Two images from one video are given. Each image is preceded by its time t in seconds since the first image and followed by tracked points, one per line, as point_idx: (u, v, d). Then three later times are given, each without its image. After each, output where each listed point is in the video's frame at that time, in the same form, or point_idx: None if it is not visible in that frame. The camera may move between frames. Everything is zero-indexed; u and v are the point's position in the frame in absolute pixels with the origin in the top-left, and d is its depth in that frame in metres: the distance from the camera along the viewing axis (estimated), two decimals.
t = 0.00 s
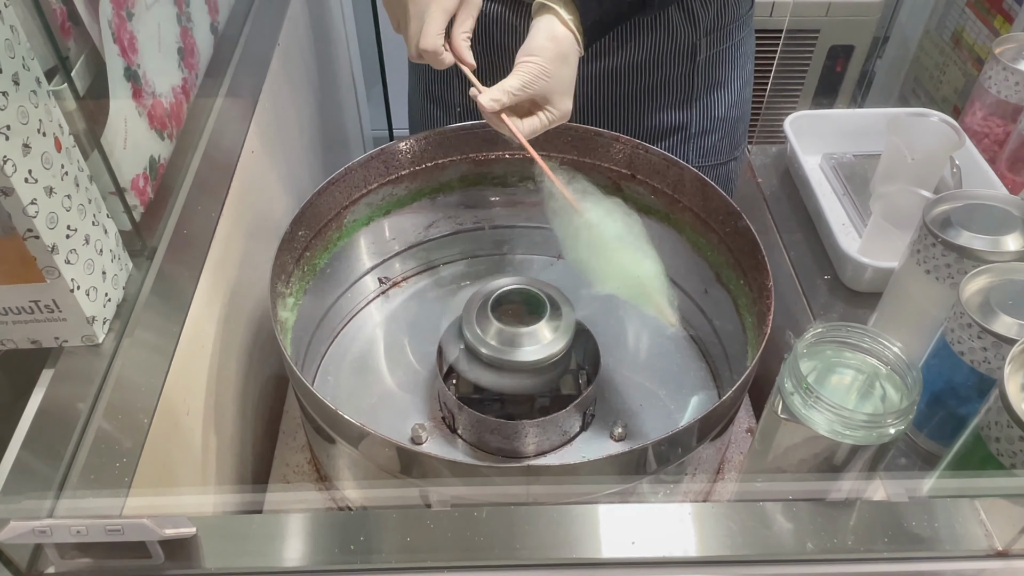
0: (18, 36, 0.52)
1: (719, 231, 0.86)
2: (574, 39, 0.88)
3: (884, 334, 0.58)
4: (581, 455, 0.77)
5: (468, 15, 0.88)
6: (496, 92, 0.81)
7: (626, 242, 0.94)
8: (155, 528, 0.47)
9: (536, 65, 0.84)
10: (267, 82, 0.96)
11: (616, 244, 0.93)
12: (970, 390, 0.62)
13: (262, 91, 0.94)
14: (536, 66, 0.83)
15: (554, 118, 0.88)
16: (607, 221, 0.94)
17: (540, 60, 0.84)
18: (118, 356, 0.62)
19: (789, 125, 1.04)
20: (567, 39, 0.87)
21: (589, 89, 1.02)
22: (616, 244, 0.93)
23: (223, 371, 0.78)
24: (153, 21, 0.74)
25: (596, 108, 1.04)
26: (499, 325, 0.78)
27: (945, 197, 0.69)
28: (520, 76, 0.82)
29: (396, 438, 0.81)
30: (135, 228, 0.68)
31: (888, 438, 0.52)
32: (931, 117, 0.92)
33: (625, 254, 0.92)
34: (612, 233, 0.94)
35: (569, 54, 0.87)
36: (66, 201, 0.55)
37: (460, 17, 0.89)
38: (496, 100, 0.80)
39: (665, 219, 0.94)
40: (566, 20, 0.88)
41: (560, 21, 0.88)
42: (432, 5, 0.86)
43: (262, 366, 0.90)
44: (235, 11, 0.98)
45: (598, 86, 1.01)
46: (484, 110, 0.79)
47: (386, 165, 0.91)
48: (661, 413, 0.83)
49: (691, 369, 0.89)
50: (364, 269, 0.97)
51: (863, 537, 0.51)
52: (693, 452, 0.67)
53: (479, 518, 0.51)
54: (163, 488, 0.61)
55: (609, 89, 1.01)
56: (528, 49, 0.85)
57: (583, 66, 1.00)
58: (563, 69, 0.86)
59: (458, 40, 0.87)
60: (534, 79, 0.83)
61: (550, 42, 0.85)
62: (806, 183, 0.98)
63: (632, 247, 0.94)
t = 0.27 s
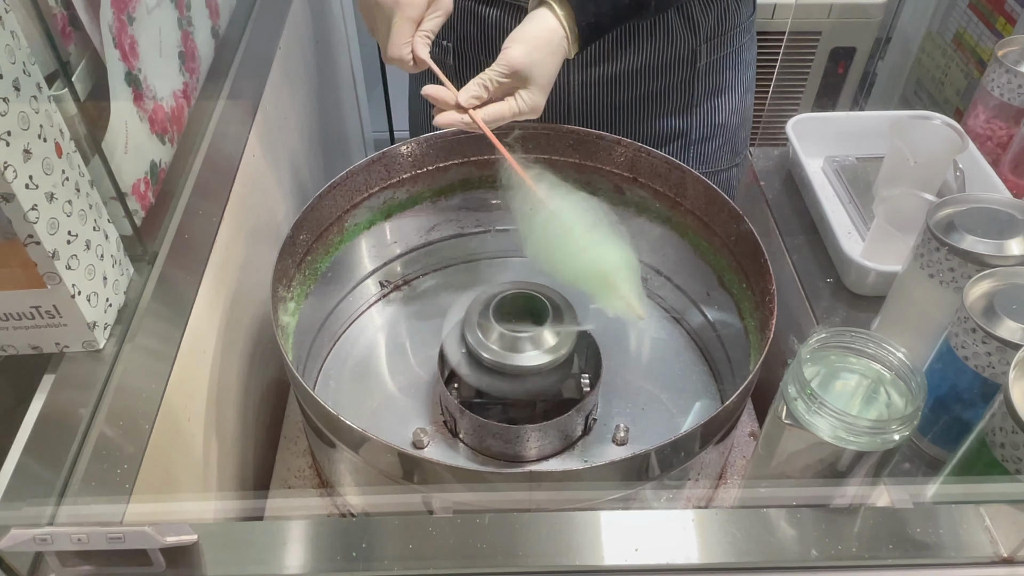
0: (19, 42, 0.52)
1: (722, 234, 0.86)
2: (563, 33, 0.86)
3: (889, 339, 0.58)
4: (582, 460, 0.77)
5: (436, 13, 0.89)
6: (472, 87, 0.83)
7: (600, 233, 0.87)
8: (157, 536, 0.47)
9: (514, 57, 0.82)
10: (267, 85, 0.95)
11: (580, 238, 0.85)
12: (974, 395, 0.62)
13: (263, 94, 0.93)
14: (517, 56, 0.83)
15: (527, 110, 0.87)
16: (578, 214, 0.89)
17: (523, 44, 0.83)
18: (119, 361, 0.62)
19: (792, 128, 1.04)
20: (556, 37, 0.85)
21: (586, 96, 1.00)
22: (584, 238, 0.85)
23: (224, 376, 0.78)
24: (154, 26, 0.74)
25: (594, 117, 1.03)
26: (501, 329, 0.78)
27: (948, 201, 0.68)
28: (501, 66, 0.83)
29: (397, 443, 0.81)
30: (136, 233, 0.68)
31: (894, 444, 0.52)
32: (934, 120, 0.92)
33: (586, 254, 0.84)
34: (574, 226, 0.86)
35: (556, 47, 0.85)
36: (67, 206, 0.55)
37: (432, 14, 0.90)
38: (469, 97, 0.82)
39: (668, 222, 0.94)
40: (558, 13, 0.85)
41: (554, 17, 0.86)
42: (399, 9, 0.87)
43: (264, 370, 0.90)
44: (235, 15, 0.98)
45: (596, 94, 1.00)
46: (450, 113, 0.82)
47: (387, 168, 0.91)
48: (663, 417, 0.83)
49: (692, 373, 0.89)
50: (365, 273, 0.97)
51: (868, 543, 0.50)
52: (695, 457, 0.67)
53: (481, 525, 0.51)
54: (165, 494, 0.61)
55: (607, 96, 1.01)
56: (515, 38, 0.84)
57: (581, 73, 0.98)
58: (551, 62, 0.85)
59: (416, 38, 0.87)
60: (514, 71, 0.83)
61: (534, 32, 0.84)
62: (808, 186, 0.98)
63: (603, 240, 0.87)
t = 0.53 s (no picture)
0: (16, 44, 0.51)
1: (723, 237, 0.85)
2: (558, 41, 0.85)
3: (893, 344, 0.57)
4: (583, 464, 0.77)
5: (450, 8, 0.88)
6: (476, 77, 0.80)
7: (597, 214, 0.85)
8: (155, 543, 0.46)
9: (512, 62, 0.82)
10: (267, 86, 0.95)
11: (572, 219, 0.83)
12: (978, 399, 0.61)
13: (262, 96, 0.93)
14: (514, 62, 0.82)
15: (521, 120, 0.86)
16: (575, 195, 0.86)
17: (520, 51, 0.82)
18: (117, 365, 0.61)
19: (794, 129, 1.04)
20: (552, 45, 0.84)
21: (586, 97, 1.00)
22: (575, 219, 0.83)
23: (223, 379, 0.78)
24: (153, 28, 0.73)
25: (594, 117, 1.03)
26: (501, 333, 0.78)
27: (952, 203, 0.68)
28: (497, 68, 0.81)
29: (398, 446, 0.80)
30: (135, 236, 0.68)
31: (897, 450, 0.52)
32: (937, 121, 0.91)
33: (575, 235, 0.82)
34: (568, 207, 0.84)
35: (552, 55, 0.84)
36: (64, 210, 0.55)
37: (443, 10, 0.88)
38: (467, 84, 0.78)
39: (669, 224, 0.93)
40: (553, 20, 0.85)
41: (544, 21, 0.85)
42: None
43: (264, 373, 0.89)
44: (235, 16, 0.97)
45: (595, 94, 1.00)
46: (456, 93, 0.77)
47: (387, 170, 0.90)
48: (665, 420, 0.83)
49: (694, 376, 0.89)
50: (365, 276, 0.96)
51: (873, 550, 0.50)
52: (698, 462, 0.66)
53: (482, 531, 0.50)
54: (163, 500, 0.60)
55: (607, 97, 1.00)
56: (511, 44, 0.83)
57: (581, 73, 0.98)
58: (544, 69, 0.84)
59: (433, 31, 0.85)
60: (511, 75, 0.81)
61: (532, 38, 0.83)
62: (810, 188, 0.98)
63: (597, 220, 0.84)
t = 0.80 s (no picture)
0: (11, 46, 0.51)
1: (725, 238, 0.85)
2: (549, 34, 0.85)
3: (897, 348, 0.57)
4: (585, 467, 0.76)
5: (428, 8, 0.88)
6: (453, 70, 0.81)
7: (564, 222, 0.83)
8: (151, 550, 0.45)
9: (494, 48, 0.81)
10: (265, 87, 0.94)
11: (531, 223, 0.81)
12: (983, 402, 0.61)
13: (262, 97, 0.93)
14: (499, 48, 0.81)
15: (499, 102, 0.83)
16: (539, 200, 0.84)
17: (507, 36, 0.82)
18: (115, 369, 0.61)
19: (796, 130, 1.03)
20: (541, 34, 0.84)
21: (584, 97, 0.99)
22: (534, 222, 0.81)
23: (222, 382, 0.77)
24: (151, 28, 0.73)
25: (592, 118, 1.02)
26: (501, 335, 0.77)
27: (957, 204, 0.67)
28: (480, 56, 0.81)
29: (397, 450, 0.80)
30: (132, 239, 0.67)
31: (902, 455, 0.51)
32: (940, 122, 0.91)
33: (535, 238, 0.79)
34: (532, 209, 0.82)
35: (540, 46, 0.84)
36: (61, 213, 0.54)
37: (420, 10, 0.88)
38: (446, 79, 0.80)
39: (670, 226, 0.93)
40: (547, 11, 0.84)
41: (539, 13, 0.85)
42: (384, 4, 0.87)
43: (263, 376, 0.89)
44: (234, 17, 0.97)
45: (593, 94, 0.99)
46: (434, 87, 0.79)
47: (387, 172, 0.90)
48: (666, 423, 0.82)
49: (695, 379, 0.88)
50: (365, 278, 0.96)
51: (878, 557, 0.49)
52: (700, 466, 0.66)
53: (482, 537, 0.50)
54: (162, 504, 0.60)
55: (605, 97, 1.00)
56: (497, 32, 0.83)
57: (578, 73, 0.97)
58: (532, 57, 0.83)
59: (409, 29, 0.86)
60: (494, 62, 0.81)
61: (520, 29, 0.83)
62: (812, 189, 0.97)
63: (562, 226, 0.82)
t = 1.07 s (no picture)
0: (10, 48, 0.51)
1: (728, 240, 0.84)
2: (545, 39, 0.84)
3: (902, 352, 0.56)
4: (586, 471, 0.76)
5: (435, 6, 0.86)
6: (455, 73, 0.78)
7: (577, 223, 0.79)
8: (151, 556, 0.44)
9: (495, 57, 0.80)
10: (266, 87, 0.94)
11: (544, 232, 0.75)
12: (987, 406, 0.60)
13: (262, 98, 0.92)
14: (497, 57, 0.80)
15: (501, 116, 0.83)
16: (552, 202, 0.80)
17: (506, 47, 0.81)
18: (114, 372, 0.61)
19: (798, 132, 1.03)
20: (535, 39, 0.83)
21: (581, 97, 0.99)
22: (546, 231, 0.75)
23: (222, 385, 0.77)
24: (150, 29, 0.72)
25: (590, 118, 1.02)
26: (503, 337, 0.77)
27: (962, 207, 0.66)
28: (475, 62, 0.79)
29: (398, 454, 0.79)
30: (132, 241, 0.67)
31: (906, 460, 0.51)
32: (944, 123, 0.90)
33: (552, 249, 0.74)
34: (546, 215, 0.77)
35: (535, 53, 0.83)
36: (60, 216, 0.54)
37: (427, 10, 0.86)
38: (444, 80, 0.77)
39: (672, 228, 0.93)
40: (537, 16, 0.84)
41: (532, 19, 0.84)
42: None
43: (264, 378, 0.89)
44: (234, 17, 0.97)
45: (590, 94, 0.99)
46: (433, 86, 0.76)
47: (388, 173, 0.90)
48: (668, 425, 0.82)
49: (697, 381, 0.88)
50: (365, 279, 0.95)
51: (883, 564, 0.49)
52: (702, 471, 0.66)
53: (483, 542, 0.49)
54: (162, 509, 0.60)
55: (602, 98, 1.00)
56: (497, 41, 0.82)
57: (574, 73, 0.97)
58: (528, 67, 0.83)
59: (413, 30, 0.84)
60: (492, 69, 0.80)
61: (516, 36, 0.82)
62: (815, 191, 0.97)
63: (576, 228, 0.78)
